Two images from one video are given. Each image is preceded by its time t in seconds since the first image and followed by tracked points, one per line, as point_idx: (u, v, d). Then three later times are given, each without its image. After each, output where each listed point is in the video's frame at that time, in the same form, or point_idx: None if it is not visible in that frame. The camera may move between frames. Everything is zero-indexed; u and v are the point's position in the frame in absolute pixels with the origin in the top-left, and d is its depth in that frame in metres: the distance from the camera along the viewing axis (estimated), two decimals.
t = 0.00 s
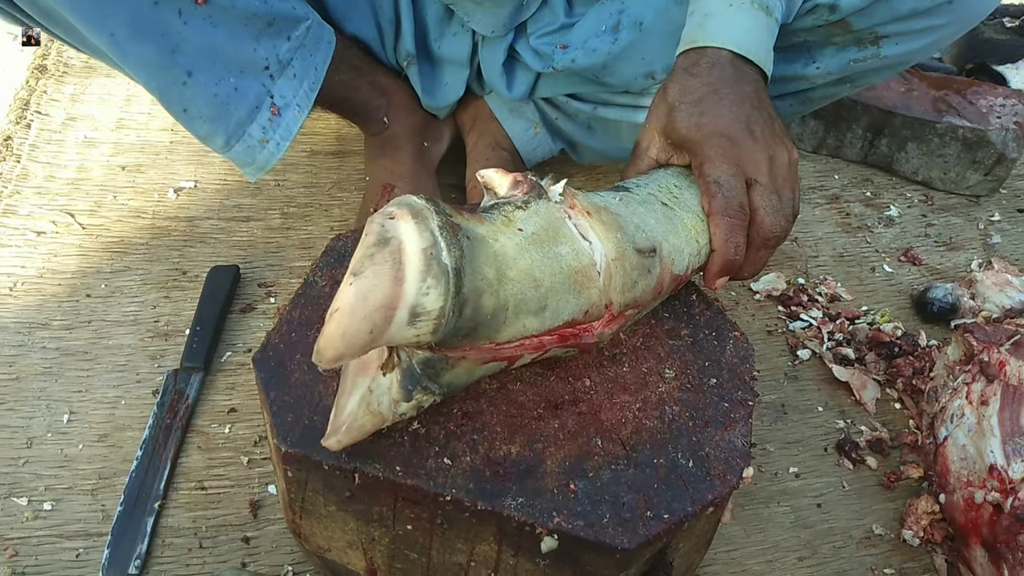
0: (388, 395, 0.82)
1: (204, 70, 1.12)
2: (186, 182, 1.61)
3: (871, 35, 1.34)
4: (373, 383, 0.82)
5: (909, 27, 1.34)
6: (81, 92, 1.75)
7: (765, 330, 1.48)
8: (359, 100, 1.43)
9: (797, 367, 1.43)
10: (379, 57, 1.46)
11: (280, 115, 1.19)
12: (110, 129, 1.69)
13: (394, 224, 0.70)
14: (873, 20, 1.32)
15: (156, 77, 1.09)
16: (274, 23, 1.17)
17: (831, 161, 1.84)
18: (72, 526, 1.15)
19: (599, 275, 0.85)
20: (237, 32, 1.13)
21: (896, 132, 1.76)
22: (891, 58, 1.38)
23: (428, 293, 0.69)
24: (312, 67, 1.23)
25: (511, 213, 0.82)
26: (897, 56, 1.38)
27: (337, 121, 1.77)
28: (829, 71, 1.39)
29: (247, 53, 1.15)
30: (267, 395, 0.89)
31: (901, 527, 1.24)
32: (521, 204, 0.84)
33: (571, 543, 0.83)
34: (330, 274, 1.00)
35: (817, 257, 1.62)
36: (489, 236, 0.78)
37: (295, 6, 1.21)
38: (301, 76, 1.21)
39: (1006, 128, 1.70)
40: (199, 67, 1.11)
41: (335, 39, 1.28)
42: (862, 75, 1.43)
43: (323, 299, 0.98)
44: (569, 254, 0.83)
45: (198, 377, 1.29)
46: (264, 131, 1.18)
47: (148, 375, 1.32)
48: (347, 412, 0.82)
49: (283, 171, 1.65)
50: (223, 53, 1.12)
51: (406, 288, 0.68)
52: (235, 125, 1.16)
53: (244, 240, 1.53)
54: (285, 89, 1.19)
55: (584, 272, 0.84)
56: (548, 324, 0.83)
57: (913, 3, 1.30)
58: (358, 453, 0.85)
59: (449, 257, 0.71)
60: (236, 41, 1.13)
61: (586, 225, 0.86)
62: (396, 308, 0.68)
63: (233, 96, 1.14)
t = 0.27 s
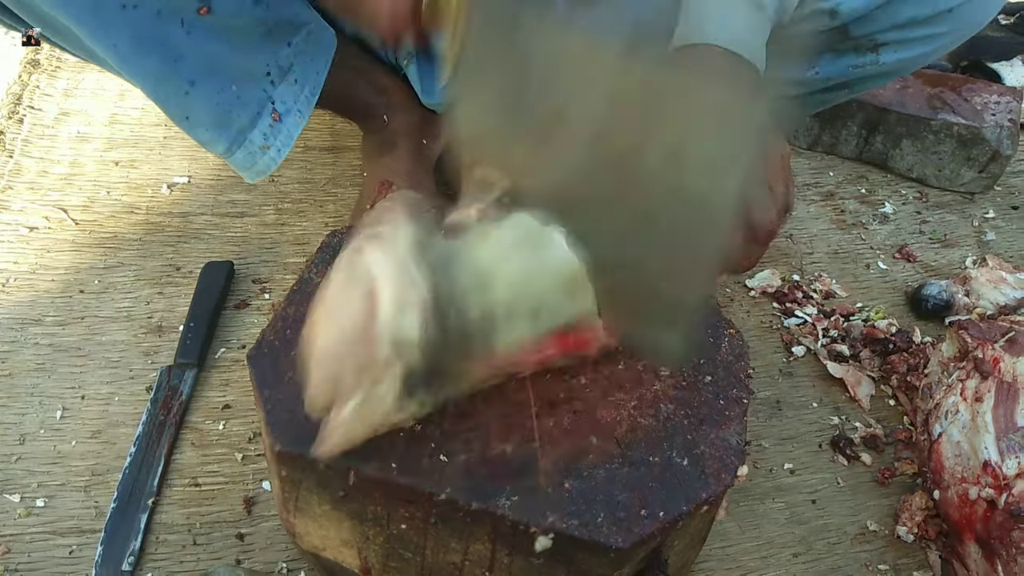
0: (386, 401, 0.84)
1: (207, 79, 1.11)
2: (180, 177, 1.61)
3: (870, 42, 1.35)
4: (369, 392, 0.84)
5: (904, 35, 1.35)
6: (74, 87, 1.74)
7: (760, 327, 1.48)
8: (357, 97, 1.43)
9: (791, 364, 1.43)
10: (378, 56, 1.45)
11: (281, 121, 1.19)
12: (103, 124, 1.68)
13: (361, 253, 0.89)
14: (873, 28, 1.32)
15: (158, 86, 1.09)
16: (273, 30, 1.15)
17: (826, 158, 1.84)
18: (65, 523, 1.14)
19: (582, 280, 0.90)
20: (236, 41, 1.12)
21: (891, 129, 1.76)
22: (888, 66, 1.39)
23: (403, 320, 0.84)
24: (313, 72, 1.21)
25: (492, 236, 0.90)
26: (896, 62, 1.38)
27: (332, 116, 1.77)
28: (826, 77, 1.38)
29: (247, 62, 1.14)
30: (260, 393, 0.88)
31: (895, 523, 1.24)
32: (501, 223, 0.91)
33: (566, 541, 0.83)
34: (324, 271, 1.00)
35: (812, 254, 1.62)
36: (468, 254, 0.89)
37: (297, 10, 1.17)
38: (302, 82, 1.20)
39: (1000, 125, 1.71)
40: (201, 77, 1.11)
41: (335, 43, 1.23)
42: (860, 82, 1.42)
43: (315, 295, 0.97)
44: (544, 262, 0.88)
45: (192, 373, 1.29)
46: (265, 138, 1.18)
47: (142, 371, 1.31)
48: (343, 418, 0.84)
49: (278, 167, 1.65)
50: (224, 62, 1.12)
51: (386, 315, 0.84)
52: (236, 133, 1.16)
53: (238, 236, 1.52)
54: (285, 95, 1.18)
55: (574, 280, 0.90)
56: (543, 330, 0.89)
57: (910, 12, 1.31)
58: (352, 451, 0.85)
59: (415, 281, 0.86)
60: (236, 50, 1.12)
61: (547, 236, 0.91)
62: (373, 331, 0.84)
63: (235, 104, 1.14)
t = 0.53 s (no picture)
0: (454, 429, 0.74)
1: (215, 64, 1.11)
2: (185, 176, 1.61)
3: (872, 38, 1.34)
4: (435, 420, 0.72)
5: (907, 30, 1.33)
6: (79, 86, 1.74)
7: (765, 326, 1.48)
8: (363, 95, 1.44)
9: (797, 362, 1.42)
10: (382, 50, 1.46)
11: (289, 109, 1.21)
12: (108, 123, 1.68)
13: (462, 266, 0.66)
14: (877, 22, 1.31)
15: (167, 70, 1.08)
16: (284, 17, 1.18)
17: (831, 156, 1.84)
18: (71, 522, 1.15)
19: (650, 282, 0.78)
20: (248, 28, 1.13)
21: (897, 127, 1.76)
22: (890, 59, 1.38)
23: (514, 339, 0.65)
24: (318, 62, 1.25)
25: (560, 231, 0.76)
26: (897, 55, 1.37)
27: (335, 115, 1.76)
28: (829, 71, 1.38)
29: (257, 49, 1.15)
30: (260, 396, 0.89)
31: (901, 522, 1.24)
32: (568, 219, 0.77)
33: (569, 539, 0.83)
34: (322, 272, 1.00)
35: (817, 253, 1.62)
36: (551, 262, 0.72)
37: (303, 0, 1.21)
38: (309, 71, 1.23)
39: (1006, 123, 1.71)
40: (210, 61, 1.10)
41: (340, 35, 1.29)
42: (863, 75, 1.42)
43: (315, 297, 0.97)
44: (623, 268, 0.76)
45: (197, 372, 1.29)
46: (273, 126, 1.19)
47: (147, 370, 1.32)
48: (417, 443, 0.76)
49: (282, 166, 1.65)
50: (234, 47, 1.12)
51: (493, 337, 0.64)
52: (244, 119, 1.17)
53: (243, 235, 1.52)
54: (292, 83, 1.21)
55: (641, 287, 0.77)
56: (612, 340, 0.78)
57: (914, 6, 1.29)
58: (353, 452, 0.85)
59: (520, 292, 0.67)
60: (246, 36, 1.13)
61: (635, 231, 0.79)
62: (487, 360, 0.65)
63: (243, 90, 1.15)
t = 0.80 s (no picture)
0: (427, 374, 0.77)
1: (213, 63, 1.11)
2: (184, 173, 1.61)
3: (880, 33, 1.34)
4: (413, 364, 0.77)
5: (915, 26, 1.34)
6: (79, 83, 1.74)
7: (765, 324, 1.48)
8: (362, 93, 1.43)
9: (796, 360, 1.43)
10: (381, 47, 1.45)
11: (288, 108, 1.20)
12: (108, 121, 1.68)
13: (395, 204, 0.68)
14: (883, 20, 1.31)
15: (167, 72, 1.08)
16: (282, 14, 1.18)
17: (831, 154, 1.84)
18: (71, 519, 1.15)
19: (611, 219, 0.81)
20: (246, 26, 1.13)
21: (897, 125, 1.76)
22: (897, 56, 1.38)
23: (445, 251, 0.66)
24: (318, 60, 1.24)
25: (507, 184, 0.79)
26: (905, 52, 1.38)
27: (335, 113, 1.76)
28: (835, 67, 1.38)
29: (255, 46, 1.15)
30: (258, 392, 0.88)
31: (900, 520, 1.24)
32: (516, 176, 0.81)
33: (567, 536, 0.83)
34: (320, 269, 1.00)
35: (817, 251, 1.62)
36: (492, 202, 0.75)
37: None
38: (308, 68, 1.22)
39: (1006, 121, 1.71)
40: (208, 60, 1.11)
41: (340, 32, 1.28)
42: (868, 72, 1.42)
43: (314, 294, 0.97)
44: (578, 205, 0.80)
45: (196, 369, 1.29)
46: (273, 124, 1.19)
47: (146, 367, 1.32)
48: (395, 390, 0.80)
49: (281, 164, 1.65)
50: (232, 45, 1.12)
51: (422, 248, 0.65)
52: (243, 117, 1.16)
53: (242, 232, 1.52)
54: (292, 81, 1.20)
55: (596, 220, 0.80)
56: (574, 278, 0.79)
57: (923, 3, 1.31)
58: (351, 449, 0.85)
59: (455, 217, 0.68)
60: (244, 33, 1.13)
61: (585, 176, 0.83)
62: (419, 271, 0.65)
63: (242, 89, 1.15)
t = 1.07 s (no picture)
0: (444, 394, 0.77)
1: (210, 67, 1.11)
2: (181, 172, 1.60)
3: (877, 26, 1.34)
4: (428, 386, 0.76)
5: (914, 19, 1.33)
6: (75, 81, 1.74)
7: (763, 323, 1.48)
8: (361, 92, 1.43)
9: (793, 359, 1.43)
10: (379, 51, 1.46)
11: (285, 110, 1.20)
12: (104, 119, 1.67)
13: (430, 231, 0.72)
14: (879, 12, 1.32)
15: (164, 78, 1.09)
16: (276, 17, 1.16)
17: (828, 153, 1.84)
18: (67, 518, 1.14)
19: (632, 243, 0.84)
20: (239, 30, 1.12)
21: (894, 124, 1.76)
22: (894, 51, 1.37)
23: (484, 284, 0.71)
24: (314, 61, 1.22)
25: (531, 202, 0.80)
26: (902, 47, 1.37)
27: (332, 112, 1.76)
28: (833, 62, 1.39)
29: (249, 50, 1.14)
30: (255, 391, 0.88)
31: (897, 519, 1.24)
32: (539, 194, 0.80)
33: (565, 536, 0.83)
34: (318, 268, 1.00)
35: (815, 250, 1.62)
36: (519, 224, 0.78)
37: None
38: (304, 71, 1.20)
39: (1003, 120, 1.71)
40: (204, 64, 1.11)
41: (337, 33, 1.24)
42: (867, 66, 1.41)
43: (311, 293, 0.97)
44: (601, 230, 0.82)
45: (193, 369, 1.28)
46: (270, 127, 1.19)
47: (143, 366, 1.31)
48: (407, 417, 0.77)
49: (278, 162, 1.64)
50: (226, 49, 1.12)
51: (461, 283, 0.70)
52: (240, 122, 1.16)
53: (239, 231, 1.52)
54: (289, 84, 1.19)
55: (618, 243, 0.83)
56: (597, 302, 0.84)
57: None
58: (349, 448, 0.85)
59: (490, 246, 0.73)
60: (238, 37, 1.12)
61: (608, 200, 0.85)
62: (459, 305, 0.71)
63: (239, 92, 1.14)
